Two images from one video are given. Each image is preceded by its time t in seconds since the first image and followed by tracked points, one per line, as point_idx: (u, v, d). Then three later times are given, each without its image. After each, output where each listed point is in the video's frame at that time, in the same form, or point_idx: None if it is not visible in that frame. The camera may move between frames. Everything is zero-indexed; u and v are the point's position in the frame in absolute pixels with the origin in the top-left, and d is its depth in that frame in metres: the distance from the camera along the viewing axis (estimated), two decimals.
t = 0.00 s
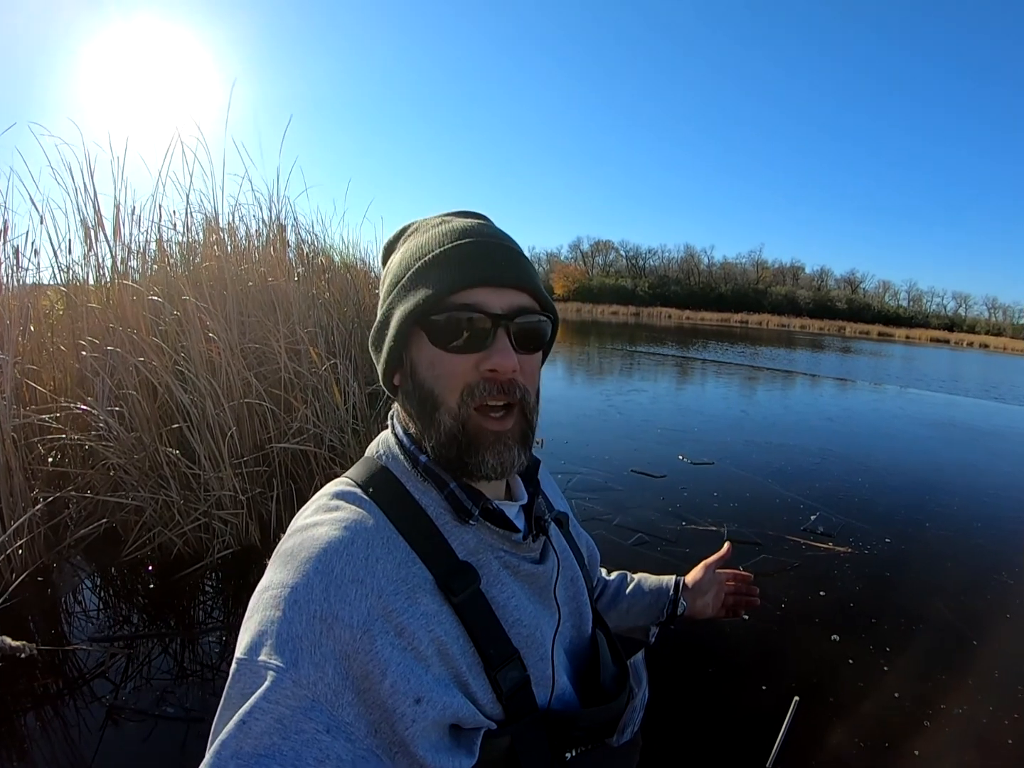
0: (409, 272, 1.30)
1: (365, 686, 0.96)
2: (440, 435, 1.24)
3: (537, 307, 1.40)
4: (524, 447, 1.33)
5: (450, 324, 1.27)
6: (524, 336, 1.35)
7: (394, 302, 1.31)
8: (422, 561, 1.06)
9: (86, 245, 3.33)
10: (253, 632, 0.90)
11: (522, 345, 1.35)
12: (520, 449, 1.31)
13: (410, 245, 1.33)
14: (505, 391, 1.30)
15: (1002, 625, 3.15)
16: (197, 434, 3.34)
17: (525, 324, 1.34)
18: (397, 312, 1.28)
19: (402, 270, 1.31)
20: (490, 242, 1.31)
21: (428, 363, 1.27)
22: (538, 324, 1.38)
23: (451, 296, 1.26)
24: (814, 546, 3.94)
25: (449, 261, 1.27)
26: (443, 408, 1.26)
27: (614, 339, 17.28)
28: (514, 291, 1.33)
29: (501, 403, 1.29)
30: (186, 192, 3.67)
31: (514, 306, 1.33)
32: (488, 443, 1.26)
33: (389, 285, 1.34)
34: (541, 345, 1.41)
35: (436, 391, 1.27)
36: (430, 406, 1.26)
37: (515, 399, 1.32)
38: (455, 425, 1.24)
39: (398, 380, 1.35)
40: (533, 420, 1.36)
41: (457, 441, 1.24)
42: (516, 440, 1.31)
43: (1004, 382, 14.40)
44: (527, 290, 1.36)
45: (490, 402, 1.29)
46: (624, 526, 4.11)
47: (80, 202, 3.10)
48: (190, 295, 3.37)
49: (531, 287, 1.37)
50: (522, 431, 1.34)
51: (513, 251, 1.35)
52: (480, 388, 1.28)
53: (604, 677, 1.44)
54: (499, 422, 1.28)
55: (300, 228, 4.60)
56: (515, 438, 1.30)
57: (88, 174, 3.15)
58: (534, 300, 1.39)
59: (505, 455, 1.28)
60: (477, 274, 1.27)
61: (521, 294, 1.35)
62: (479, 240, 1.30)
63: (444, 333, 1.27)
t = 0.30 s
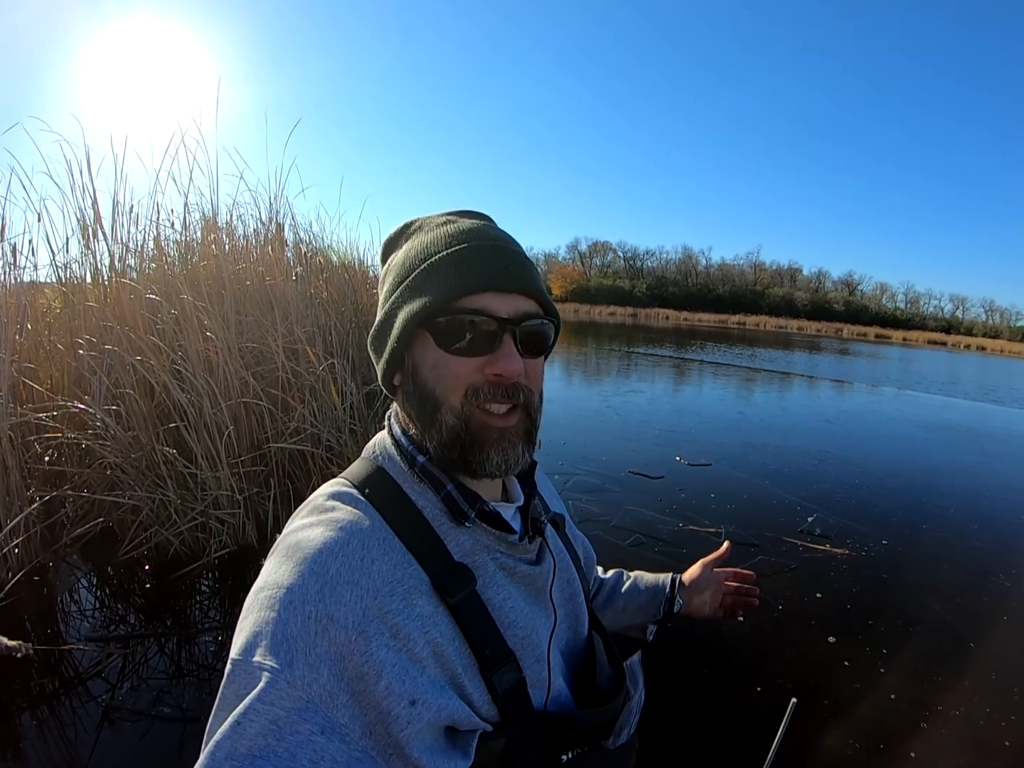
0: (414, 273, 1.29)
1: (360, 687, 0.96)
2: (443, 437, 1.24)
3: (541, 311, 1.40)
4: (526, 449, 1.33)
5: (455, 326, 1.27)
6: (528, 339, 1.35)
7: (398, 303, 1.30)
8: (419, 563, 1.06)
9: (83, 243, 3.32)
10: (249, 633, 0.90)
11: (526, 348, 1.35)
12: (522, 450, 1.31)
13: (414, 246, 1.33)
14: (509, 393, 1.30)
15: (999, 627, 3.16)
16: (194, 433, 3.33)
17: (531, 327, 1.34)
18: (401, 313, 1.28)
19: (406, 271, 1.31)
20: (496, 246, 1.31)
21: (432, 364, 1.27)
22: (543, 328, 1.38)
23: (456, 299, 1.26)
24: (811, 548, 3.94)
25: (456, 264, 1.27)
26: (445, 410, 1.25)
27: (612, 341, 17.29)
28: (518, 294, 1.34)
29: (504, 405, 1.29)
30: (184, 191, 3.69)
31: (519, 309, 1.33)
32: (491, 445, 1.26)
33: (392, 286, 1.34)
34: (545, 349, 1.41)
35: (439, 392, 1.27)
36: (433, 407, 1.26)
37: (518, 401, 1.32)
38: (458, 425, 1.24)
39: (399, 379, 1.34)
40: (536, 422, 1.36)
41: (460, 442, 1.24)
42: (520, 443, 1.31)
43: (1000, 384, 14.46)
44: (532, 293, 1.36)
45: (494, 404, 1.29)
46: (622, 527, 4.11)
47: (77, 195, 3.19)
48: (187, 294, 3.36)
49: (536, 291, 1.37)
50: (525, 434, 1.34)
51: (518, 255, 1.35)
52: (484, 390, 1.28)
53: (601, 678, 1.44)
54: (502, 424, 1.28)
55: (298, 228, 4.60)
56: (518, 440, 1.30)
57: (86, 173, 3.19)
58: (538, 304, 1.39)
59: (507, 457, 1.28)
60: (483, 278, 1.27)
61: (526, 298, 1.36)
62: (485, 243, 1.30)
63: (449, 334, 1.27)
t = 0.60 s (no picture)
0: (473, 287, 1.23)
1: (355, 694, 0.95)
2: (484, 460, 1.21)
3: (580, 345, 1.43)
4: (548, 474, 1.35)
5: (513, 353, 1.24)
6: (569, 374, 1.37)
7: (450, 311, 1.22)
8: (413, 569, 1.06)
9: (83, 242, 3.31)
10: (243, 641, 0.90)
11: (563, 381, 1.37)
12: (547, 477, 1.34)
13: (473, 255, 1.26)
14: (548, 424, 1.31)
15: (999, 629, 3.16)
16: (193, 434, 3.33)
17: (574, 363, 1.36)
18: (457, 326, 1.21)
19: (463, 281, 1.23)
20: (556, 282, 1.32)
21: (483, 384, 1.22)
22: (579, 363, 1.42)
23: (521, 329, 1.24)
24: (810, 549, 3.95)
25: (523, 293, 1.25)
26: (490, 433, 1.22)
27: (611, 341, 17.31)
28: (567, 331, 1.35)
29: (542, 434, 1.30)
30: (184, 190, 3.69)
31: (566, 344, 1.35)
32: (527, 473, 1.26)
33: (439, 286, 1.23)
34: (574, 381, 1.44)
35: (487, 415, 1.22)
36: (476, 428, 1.22)
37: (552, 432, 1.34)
38: (501, 451, 1.23)
39: (427, 384, 1.26)
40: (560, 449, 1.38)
41: (499, 467, 1.23)
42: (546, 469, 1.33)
43: (999, 385, 14.48)
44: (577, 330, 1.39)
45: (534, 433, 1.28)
46: (621, 528, 4.11)
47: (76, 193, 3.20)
48: (186, 293, 3.36)
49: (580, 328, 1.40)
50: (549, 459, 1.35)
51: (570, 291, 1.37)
52: (529, 419, 1.26)
53: (598, 682, 1.44)
54: (539, 452, 1.29)
55: (297, 227, 4.59)
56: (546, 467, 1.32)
57: (85, 172, 3.20)
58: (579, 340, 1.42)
59: (536, 482, 1.29)
60: (546, 312, 1.27)
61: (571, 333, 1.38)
62: (549, 278, 1.30)
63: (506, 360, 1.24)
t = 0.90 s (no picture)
0: (508, 297, 1.22)
1: (357, 690, 0.96)
2: (511, 466, 1.22)
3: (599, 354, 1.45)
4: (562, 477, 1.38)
5: (548, 365, 1.24)
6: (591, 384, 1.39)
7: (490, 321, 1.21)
8: (416, 566, 1.06)
9: (83, 239, 3.31)
10: (245, 635, 0.90)
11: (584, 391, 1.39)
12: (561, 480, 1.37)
13: (513, 262, 1.24)
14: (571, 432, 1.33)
15: (998, 628, 3.17)
16: (193, 431, 3.33)
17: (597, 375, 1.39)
18: (493, 335, 1.20)
19: (498, 290, 1.22)
20: (586, 294, 1.32)
21: (516, 392, 1.22)
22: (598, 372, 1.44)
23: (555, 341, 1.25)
24: (810, 548, 3.95)
25: (558, 305, 1.26)
26: (519, 441, 1.23)
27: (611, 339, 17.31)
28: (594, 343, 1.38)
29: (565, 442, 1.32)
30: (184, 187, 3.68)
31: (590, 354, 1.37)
32: (547, 478, 1.28)
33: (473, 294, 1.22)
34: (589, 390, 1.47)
35: (518, 423, 1.23)
36: (507, 436, 1.22)
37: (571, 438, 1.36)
38: (528, 458, 1.24)
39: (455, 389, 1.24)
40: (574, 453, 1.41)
41: (524, 473, 1.24)
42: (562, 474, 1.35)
43: (999, 385, 14.48)
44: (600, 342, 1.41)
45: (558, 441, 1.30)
46: (620, 527, 4.11)
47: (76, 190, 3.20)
48: (187, 290, 3.36)
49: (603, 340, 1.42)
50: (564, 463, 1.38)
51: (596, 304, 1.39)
52: (556, 427, 1.28)
53: (599, 680, 1.44)
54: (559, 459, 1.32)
55: (297, 225, 4.59)
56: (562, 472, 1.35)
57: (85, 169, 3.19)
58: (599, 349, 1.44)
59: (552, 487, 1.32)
60: (579, 325, 1.28)
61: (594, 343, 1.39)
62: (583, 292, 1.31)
63: (538, 371, 1.24)
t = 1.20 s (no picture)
0: (449, 269, 1.25)
1: (357, 686, 0.96)
2: (470, 441, 1.23)
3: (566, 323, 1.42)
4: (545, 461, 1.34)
5: (493, 331, 1.25)
6: (557, 352, 1.37)
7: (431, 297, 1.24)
8: (417, 562, 1.06)
9: (81, 236, 3.31)
10: (245, 631, 0.90)
11: (553, 360, 1.36)
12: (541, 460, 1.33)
13: (450, 242, 1.29)
14: (536, 402, 1.30)
15: (994, 627, 3.18)
16: (192, 430, 3.32)
17: (562, 340, 1.36)
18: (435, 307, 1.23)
19: (439, 266, 1.26)
20: (535, 258, 1.32)
21: (466, 364, 1.23)
22: (568, 342, 1.40)
23: (497, 303, 1.25)
24: (807, 547, 3.96)
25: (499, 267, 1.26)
26: (473, 414, 1.24)
27: (609, 338, 17.28)
28: (552, 307, 1.35)
29: (532, 413, 1.29)
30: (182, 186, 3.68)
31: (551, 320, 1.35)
32: (515, 452, 1.26)
33: (419, 276, 1.27)
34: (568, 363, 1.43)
35: (469, 395, 1.24)
36: (461, 410, 1.23)
37: (542, 411, 1.33)
38: (485, 431, 1.23)
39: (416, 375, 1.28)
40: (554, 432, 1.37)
41: (485, 447, 1.23)
42: (540, 454, 1.32)
43: (998, 385, 14.52)
44: (562, 306, 1.39)
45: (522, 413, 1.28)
46: (618, 525, 4.12)
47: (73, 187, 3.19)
48: (185, 288, 3.35)
49: (565, 304, 1.40)
50: (544, 443, 1.34)
51: (552, 268, 1.37)
52: (514, 397, 1.26)
53: (599, 677, 1.44)
54: (529, 433, 1.29)
55: (296, 223, 4.59)
56: (538, 449, 1.31)
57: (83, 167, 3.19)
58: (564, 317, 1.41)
59: (529, 467, 1.28)
60: (524, 285, 1.28)
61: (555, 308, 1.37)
62: (529, 255, 1.31)
63: (485, 339, 1.24)
